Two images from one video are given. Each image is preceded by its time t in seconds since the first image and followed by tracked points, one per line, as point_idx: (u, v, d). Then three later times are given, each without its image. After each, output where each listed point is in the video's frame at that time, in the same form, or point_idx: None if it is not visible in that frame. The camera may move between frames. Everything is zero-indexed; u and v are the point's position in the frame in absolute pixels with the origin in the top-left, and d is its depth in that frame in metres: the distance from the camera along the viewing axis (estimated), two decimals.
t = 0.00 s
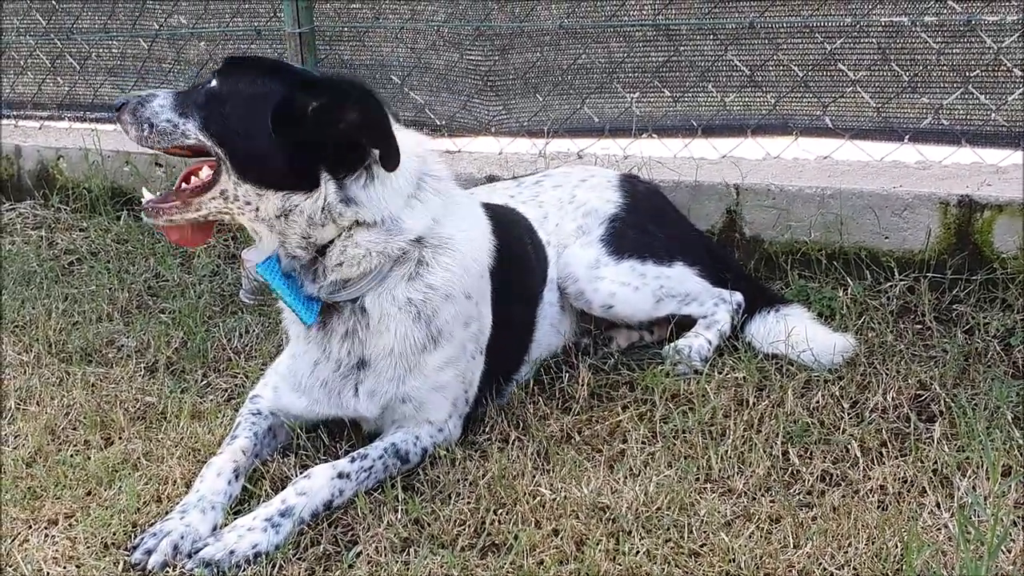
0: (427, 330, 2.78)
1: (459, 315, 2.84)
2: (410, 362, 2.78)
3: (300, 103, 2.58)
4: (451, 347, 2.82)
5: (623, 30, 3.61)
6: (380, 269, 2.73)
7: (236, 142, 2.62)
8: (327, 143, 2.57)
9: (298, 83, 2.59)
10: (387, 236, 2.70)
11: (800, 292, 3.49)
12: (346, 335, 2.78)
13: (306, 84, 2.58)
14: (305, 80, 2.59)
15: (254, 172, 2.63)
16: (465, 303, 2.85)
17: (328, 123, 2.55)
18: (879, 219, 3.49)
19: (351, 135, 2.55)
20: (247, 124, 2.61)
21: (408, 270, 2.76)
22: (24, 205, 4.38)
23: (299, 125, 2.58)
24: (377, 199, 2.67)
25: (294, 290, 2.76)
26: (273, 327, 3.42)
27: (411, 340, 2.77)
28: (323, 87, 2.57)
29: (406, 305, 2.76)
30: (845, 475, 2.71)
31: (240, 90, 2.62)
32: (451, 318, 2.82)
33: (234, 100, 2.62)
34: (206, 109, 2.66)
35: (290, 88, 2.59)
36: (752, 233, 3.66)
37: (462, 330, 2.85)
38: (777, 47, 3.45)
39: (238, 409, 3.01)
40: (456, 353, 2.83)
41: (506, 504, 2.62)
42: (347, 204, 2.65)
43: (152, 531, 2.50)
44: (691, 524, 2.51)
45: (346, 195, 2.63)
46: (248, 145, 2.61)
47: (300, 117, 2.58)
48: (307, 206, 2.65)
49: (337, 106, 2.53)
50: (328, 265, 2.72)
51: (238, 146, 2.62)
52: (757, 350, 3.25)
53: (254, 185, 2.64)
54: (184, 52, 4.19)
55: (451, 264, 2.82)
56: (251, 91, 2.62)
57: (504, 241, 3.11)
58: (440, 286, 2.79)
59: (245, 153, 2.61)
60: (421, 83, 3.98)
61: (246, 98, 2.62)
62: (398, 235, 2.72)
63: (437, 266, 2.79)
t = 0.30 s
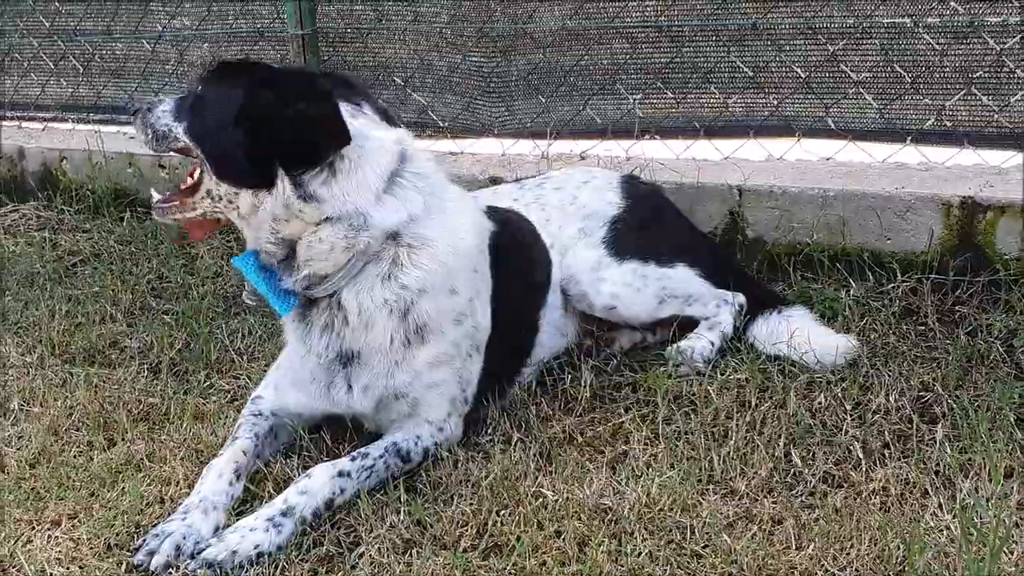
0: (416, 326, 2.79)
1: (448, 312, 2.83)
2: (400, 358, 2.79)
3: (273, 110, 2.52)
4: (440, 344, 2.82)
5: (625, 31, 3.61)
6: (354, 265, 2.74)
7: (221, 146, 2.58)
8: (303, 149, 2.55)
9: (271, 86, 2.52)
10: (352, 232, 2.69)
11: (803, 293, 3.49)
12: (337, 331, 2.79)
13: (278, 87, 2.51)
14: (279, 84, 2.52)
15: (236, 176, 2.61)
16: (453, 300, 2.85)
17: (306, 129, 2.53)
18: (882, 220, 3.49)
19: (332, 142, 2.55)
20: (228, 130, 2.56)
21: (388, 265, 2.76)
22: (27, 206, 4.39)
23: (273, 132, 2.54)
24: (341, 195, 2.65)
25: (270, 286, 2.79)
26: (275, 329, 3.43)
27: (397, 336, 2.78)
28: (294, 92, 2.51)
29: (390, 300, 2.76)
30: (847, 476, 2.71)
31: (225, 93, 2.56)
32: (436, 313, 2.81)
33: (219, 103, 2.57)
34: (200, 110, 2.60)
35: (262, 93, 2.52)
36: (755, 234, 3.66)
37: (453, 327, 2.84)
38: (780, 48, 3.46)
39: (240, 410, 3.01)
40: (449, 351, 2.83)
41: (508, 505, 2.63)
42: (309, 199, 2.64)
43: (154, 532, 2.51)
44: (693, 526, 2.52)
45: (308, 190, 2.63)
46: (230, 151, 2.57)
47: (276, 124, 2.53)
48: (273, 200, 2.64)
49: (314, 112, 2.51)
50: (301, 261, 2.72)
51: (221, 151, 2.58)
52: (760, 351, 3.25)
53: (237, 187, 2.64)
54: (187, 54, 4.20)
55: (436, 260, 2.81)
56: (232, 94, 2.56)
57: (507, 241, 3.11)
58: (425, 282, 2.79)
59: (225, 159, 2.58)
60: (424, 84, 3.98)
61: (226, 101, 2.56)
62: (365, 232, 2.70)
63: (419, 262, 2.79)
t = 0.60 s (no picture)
0: (414, 331, 2.78)
1: (445, 315, 2.82)
2: (398, 363, 2.78)
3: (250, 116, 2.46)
4: (439, 348, 2.81)
5: (630, 33, 3.62)
6: (349, 274, 2.73)
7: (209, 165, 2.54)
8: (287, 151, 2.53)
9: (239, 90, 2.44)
10: (343, 241, 2.67)
11: (807, 295, 3.49)
12: (336, 336, 2.79)
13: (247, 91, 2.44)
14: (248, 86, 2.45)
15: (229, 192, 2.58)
16: (451, 303, 2.84)
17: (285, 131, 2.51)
18: (886, 222, 3.49)
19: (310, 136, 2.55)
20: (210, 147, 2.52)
21: (382, 270, 2.75)
22: (33, 208, 4.40)
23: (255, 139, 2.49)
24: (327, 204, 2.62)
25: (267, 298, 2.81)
26: (280, 330, 3.44)
27: (395, 341, 2.78)
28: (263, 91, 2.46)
29: (387, 305, 2.76)
30: (852, 478, 2.72)
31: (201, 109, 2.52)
32: (434, 317, 2.81)
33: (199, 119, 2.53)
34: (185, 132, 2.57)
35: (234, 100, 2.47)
36: (759, 236, 3.67)
37: (452, 331, 2.83)
38: (784, 49, 3.46)
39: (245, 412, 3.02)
40: (449, 354, 2.83)
41: (512, 507, 2.63)
42: (297, 210, 2.61)
43: (159, 533, 2.51)
44: (697, 527, 2.52)
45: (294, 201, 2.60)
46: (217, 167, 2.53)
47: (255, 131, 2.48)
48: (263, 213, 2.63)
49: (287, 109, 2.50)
50: (296, 272, 2.73)
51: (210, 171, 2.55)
52: (764, 353, 3.25)
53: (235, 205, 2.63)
54: (192, 56, 4.21)
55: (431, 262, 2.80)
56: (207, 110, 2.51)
57: (509, 244, 3.12)
58: (422, 287, 2.79)
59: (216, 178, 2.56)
60: (428, 86, 3.99)
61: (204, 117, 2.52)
62: (356, 240, 2.68)
63: (415, 266, 2.78)
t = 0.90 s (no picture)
0: (416, 336, 2.78)
1: (446, 320, 2.81)
2: (400, 368, 2.78)
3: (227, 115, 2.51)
4: (441, 353, 2.80)
5: (636, 34, 3.62)
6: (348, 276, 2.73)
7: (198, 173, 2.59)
8: (270, 150, 2.59)
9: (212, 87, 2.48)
10: (336, 243, 2.67)
11: (814, 296, 3.49)
12: (337, 341, 2.79)
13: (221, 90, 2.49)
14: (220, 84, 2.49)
15: (222, 198, 2.63)
16: (452, 308, 2.83)
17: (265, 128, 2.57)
18: (892, 223, 3.49)
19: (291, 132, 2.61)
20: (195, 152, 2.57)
21: (381, 273, 2.74)
22: (39, 209, 4.40)
23: (238, 140, 2.55)
24: (317, 202, 2.64)
25: (270, 303, 2.84)
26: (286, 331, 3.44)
27: (396, 346, 2.77)
28: (236, 86, 2.50)
29: (387, 310, 2.75)
30: (859, 479, 2.71)
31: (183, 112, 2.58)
32: (435, 323, 2.79)
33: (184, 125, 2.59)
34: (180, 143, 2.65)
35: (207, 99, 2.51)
36: (765, 237, 3.66)
37: (453, 336, 2.83)
38: (790, 51, 3.46)
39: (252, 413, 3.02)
40: (450, 359, 2.82)
41: (519, 508, 2.62)
42: (288, 209, 2.64)
43: (165, 534, 2.51)
44: (704, 528, 2.51)
45: (281, 197, 2.63)
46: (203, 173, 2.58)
47: (235, 130, 2.53)
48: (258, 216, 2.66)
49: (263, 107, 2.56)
50: (295, 275, 2.73)
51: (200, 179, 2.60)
52: (770, 355, 3.25)
53: (231, 212, 2.67)
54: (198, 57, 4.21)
55: (431, 265, 2.80)
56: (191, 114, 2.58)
57: (514, 246, 3.10)
58: (422, 292, 2.78)
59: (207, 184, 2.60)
60: (434, 87, 3.99)
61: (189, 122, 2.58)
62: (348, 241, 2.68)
63: (414, 268, 2.77)
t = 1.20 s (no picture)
0: (418, 327, 2.76)
1: (449, 314, 2.79)
2: (402, 359, 2.77)
3: (235, 89, 2.54)
4: (444, 346, 2.79)
5: (643, 34, 3.62)
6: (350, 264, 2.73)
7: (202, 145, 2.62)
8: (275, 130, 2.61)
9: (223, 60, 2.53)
10: (338, 227, 2.67)
11: (821, 297, 3.48)
12: (338, 327, 2.79)
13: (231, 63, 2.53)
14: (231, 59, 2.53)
15: (225, 174, 2.65)
16: (455, 302, 2.81)
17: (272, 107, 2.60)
18: (899, 224, 3.48)
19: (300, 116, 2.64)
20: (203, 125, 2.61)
21: (382, 261, 2.74)
22: (46, 208, 4.40)
23: (244, 116, 2.57)
24: (323, 184, 2.65)
25: (272, 284, 2.82)
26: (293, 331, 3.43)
27: (396, 335, 2.76)
28: (247, 63, 2.54)
29: (388, 300, 2.74)
30: (866, 480, 2.71)
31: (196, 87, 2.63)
32: (438, 316, 2.78)
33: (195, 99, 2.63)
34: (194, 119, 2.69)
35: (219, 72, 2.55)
36: (772, 237, 3.66)
37: (456, 331, 2.81)
38: (797, 51, 3.45)
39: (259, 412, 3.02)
40: (454, 354, 2.80)
41: (525, 508, 2.62)
42: (293, 190, 2.65)
43: (171, 533, 2.50)
44: (711, 529, 2.51)
45: (286, 175, 2.64)
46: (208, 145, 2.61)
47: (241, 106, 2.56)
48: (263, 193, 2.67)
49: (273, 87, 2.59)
50: (298, 257, 2.74)
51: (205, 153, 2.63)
52: (777, 355, 3.24)
53: (236, 190, 2.69)
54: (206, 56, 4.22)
55: (434, 258, 2.79)
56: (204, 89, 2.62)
57: (521, 243, 3.09)
58: (424, 284, 2.76)
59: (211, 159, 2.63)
60: (441, 86, 3.99)
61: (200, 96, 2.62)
62: (352, 227, 2.68)
63: (416, 259, 2.76)
